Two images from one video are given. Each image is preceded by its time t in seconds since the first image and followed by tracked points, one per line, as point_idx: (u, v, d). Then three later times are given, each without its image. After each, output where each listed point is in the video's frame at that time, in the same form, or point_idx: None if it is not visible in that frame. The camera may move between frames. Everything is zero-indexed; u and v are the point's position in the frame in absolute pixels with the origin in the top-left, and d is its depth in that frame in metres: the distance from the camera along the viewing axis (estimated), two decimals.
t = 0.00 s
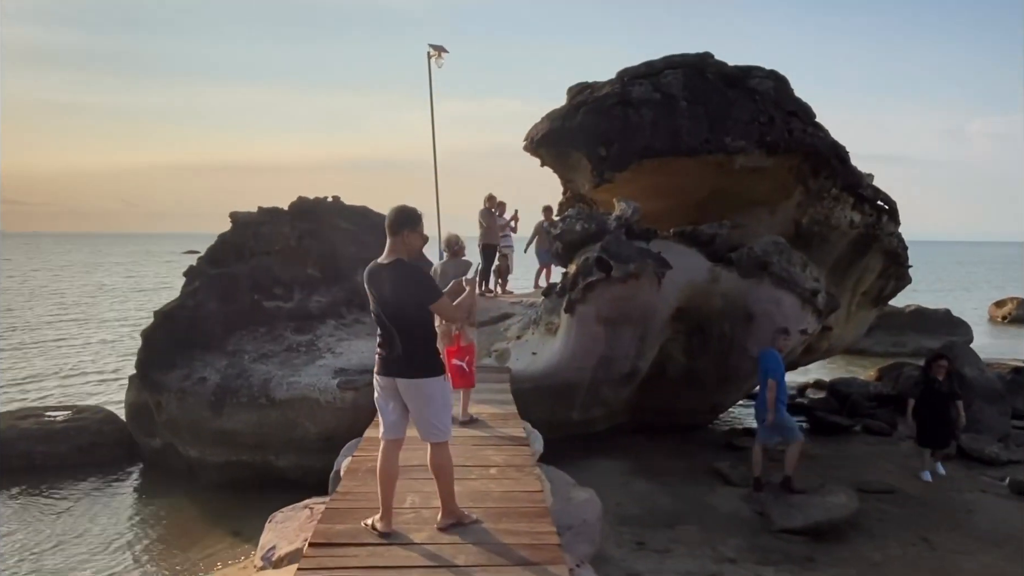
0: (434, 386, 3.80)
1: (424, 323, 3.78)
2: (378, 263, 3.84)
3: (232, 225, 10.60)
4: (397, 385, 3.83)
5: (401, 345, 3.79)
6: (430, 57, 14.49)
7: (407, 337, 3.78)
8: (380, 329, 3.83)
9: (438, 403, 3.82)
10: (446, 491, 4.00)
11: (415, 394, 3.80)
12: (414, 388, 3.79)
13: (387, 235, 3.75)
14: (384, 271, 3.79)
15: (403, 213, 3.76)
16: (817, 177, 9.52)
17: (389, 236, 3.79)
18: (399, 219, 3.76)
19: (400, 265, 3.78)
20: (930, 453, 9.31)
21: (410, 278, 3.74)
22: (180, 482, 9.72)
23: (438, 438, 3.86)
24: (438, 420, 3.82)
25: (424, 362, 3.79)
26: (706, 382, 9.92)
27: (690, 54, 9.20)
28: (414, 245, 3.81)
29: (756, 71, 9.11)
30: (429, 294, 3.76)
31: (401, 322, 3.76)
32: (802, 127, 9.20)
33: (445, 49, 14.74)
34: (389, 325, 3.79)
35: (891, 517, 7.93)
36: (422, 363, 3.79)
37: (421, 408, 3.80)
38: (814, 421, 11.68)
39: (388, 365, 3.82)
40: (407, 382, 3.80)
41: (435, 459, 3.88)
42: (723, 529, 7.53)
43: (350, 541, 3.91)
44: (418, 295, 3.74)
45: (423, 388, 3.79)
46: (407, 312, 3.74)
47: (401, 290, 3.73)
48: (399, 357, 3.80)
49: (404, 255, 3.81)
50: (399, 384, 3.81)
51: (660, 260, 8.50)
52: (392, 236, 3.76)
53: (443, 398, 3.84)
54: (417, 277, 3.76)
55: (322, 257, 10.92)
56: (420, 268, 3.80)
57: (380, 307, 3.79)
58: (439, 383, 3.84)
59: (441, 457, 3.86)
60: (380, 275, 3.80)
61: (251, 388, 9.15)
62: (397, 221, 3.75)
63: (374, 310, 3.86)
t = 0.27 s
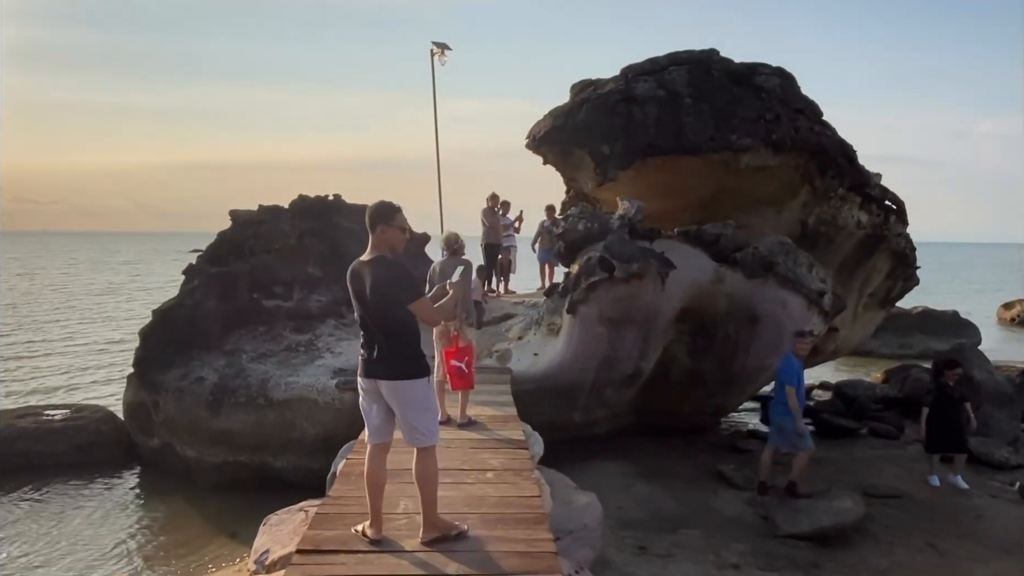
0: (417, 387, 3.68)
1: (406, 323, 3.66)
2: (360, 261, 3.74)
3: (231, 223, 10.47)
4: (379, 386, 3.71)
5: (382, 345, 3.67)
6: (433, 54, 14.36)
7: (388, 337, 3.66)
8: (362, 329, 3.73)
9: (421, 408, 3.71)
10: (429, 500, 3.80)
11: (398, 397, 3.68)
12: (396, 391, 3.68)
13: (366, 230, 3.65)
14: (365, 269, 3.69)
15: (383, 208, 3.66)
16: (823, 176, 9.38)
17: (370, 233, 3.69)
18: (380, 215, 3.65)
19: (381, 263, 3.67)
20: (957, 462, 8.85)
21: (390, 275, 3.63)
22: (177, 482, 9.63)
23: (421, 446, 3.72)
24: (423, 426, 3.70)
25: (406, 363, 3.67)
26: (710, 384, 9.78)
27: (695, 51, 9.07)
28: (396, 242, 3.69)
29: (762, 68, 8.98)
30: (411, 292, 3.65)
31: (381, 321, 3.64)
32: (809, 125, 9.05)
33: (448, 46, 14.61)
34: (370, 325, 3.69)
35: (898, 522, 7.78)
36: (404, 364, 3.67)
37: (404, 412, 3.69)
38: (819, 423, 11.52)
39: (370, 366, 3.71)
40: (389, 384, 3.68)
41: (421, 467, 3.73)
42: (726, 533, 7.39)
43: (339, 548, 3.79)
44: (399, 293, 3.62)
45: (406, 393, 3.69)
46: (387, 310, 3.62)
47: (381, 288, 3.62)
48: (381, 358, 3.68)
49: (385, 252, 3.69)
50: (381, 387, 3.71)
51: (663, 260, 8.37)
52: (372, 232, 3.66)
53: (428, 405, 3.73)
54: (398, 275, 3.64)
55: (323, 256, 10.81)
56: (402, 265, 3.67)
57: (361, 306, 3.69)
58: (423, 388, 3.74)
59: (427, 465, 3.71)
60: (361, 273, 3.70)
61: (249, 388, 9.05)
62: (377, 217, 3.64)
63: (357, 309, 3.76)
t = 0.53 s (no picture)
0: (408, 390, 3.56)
1: (399, 323, 3.55)
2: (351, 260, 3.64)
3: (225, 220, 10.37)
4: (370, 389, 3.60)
5: (375, 346, 3.57)
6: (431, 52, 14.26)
7: (380, 338, 3.56)
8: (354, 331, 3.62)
9: (407, 414, 3.56)
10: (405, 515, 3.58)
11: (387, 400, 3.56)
12: (386, 394, 3.56)
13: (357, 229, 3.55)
14: (357, 268, 3.59)
15: (374, 205, 3.55)
16: (823, 176, 9.27)
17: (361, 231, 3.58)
18: (370, 212, 3.55)
19: (373, 261, 3.57)
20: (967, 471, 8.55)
21: (383, 275, 3.53)
22: (168, 482, 9.53)
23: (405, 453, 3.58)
24: (407, 434, 3.55)
25: (399, 366, 3.56)
26: (707, 386, 9.67)
27: (693, 49, 8.97)
28: (388, 240, 3.58)
29: (760, 66, 8.88)
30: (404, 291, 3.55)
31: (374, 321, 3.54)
32: (808, 125, 8.95)
33: (447, 44, 14.51)
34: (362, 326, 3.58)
35: (896, 527, 7.67)
36: (397, 366, 3.56)
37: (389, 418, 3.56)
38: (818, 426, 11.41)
39: (361, 369, 3.59)
40: (379, 387, 3.57)
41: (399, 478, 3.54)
42: (722, 538, 7.28)
43: (319, 553, 3.70)
44: (392, 293, 3.53)
45: (394, 397, 3.55)
46: (380, 310, 3.52)
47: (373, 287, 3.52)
48: (373, 360, 3.57)
49: (377, 250, 3.58)
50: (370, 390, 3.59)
51: (659, 261, 8.28)
52: (362, 230, 3.55)
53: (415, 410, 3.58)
54: (391, 274, 3.54)
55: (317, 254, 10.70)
56: (395, 263, 3.57)
57: (352, 307, 3.58)
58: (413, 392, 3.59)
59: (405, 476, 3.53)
60: (353, 273, 3.59)
61: (241, 387, 8.96)
62: (367, 214, 3.52)
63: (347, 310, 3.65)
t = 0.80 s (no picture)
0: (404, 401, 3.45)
1: (397, 330, 3.46)
2: (346, 263, 3.50)
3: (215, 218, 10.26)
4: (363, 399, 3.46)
5: (371, 354, 3.44)
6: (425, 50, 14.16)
7: (379, 344, 3.45)
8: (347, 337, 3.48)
9: (402, 425, 3.44)
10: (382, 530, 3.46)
11: (383, 409, 3.43)
12: (382, 403, 3.43)
13: (359, 229, 3.45)
14: (355, 271, 3.47)
15: (377, 205, 3.45)
16: (819, 180, 9.17)
17: (360, 233, 3.46)
18: (370, 213, 3.43)
19: (373, 264, 3.46)
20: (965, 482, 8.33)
21: (383, 279, 3.44)
22: (154, 483, 9.43)
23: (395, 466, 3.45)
24: (401, 447, 3.43)
25: (397, 373, 3.46)
26: (700, 391, 9.57)
27: (688, 49, 8.88)
28: (386, 243, 3.50)
29: (756, 68, 8.79)
30: (404, 297, 3.47)
31: (372, 327, 3.43)
32: (804, 127, 8.86)
33: (442, 43, 14.42)
34: (358, 332, 3.45)
35: (888, 535, 7.57)
36: (394, 375, 3.45)
37: (383, 430, 3.43)
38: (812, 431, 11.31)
39: (356, 376, 3.45)
40: (374, 397, 3.44)
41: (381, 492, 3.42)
42: (712, 545, 7.19)
43: (292, 563, 3.60)
44: (393, 298, 3.44)
45: (389, 407, 3.43)
46: (381, 316, 3.42)
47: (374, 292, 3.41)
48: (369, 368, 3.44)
49: (375, 253, 3.48)
50: (363, 401, 3.45)
51: (651, 263, 8.21)
52: (362, 232, 3.43)
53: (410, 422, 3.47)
54: (393, 278, 3.45)
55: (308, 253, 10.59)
56: (395, 267, 3.49)
57: (350, 311, 3.45)
58: (410, 402, 3.48)
59: (388, 490, 3.42)
60: (350, 276, 3.47)
61: (227, 387, 8.85)
62: (368, 215, 3.41)
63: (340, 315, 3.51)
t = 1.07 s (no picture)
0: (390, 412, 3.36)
1: (389, 338, 3.37)
2: (340, 263, 3.40)
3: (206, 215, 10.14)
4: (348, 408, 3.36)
5: (360, 360, 3.35)
6: (422, 48, 14.05)
7: (372, 351, 3.35)
8: (337, 342, 3.38)
9: (386, 436, 3.35)
10: (361, 542, 3.37)
11: (366, 419, 3.34)
12: (367, 414, 3.34)
13: (359, 232, 3.34)
14: (350, 273, 3.37)
15: (378, 209, 3.35)
16: (816, 184, 9.08)
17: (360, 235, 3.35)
18: (371, 215, 3.33)
19: (370, 268, 3.36)
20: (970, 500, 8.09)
21: (379, 285, 3.34)
22: (140, 482, 9.33)
23: (377, 478, 3.36)
24: (384, 458, 3.35)
25: (388, 381, 3.37)
26: (693, 396, 9.49)
27: (685, 50, 8.78)
28: (388, 246, 3.41)
29: (753, 70, 8.71)
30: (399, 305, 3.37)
31: (364, 333, 3.33)
32: (801, 131, 8.78)
33: (440, 41, 14.31)
34: (348, 337, 3.35)
35: (881, 545, 7.50)
36: (381, 384, 3.36)
37: (365, 440, 3.34)
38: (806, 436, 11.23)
39: (343, 383, 3.35)
40: (359, 406, 3.34)
41: (360, 504, 3.33)
42: (702, 553, 7.11)
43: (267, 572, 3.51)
44: (389, 305, 3.34)
45: (374, 417, 3.34)
46: (375, 323, 3.33)
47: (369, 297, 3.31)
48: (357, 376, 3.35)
49: (376, 255, 3.38)
50: (347, 409, 3.35)
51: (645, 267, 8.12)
52: (361, 235, 3.33)
53: (395, 433, 3.38)
54: (390, 286, 3.35)
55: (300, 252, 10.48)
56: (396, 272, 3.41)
57: (342, 315, 3.35)
58: (397, 412, 3.40)
59: (368, 501, 3.33)
60: (346, 278, 3.36)
61: (215, 387, 8.76)
62: (369, 217, 3.31)
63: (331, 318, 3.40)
